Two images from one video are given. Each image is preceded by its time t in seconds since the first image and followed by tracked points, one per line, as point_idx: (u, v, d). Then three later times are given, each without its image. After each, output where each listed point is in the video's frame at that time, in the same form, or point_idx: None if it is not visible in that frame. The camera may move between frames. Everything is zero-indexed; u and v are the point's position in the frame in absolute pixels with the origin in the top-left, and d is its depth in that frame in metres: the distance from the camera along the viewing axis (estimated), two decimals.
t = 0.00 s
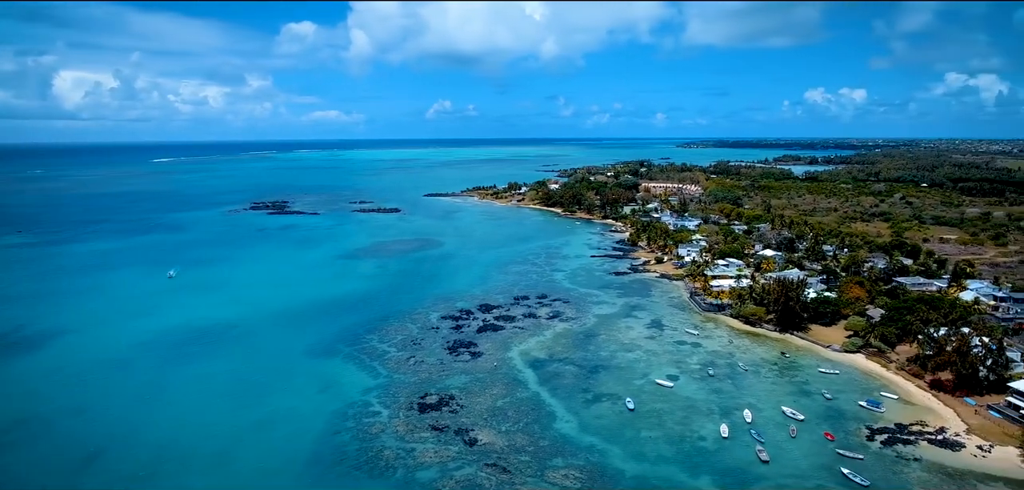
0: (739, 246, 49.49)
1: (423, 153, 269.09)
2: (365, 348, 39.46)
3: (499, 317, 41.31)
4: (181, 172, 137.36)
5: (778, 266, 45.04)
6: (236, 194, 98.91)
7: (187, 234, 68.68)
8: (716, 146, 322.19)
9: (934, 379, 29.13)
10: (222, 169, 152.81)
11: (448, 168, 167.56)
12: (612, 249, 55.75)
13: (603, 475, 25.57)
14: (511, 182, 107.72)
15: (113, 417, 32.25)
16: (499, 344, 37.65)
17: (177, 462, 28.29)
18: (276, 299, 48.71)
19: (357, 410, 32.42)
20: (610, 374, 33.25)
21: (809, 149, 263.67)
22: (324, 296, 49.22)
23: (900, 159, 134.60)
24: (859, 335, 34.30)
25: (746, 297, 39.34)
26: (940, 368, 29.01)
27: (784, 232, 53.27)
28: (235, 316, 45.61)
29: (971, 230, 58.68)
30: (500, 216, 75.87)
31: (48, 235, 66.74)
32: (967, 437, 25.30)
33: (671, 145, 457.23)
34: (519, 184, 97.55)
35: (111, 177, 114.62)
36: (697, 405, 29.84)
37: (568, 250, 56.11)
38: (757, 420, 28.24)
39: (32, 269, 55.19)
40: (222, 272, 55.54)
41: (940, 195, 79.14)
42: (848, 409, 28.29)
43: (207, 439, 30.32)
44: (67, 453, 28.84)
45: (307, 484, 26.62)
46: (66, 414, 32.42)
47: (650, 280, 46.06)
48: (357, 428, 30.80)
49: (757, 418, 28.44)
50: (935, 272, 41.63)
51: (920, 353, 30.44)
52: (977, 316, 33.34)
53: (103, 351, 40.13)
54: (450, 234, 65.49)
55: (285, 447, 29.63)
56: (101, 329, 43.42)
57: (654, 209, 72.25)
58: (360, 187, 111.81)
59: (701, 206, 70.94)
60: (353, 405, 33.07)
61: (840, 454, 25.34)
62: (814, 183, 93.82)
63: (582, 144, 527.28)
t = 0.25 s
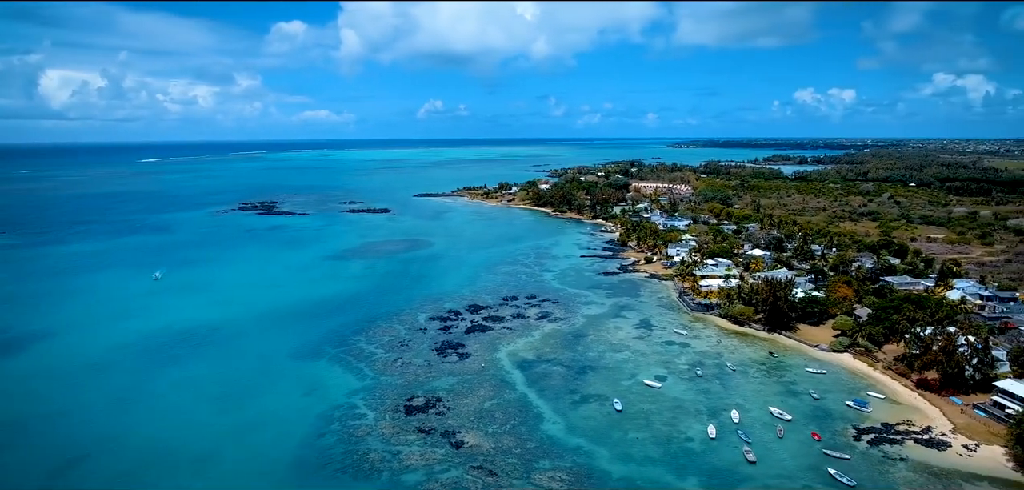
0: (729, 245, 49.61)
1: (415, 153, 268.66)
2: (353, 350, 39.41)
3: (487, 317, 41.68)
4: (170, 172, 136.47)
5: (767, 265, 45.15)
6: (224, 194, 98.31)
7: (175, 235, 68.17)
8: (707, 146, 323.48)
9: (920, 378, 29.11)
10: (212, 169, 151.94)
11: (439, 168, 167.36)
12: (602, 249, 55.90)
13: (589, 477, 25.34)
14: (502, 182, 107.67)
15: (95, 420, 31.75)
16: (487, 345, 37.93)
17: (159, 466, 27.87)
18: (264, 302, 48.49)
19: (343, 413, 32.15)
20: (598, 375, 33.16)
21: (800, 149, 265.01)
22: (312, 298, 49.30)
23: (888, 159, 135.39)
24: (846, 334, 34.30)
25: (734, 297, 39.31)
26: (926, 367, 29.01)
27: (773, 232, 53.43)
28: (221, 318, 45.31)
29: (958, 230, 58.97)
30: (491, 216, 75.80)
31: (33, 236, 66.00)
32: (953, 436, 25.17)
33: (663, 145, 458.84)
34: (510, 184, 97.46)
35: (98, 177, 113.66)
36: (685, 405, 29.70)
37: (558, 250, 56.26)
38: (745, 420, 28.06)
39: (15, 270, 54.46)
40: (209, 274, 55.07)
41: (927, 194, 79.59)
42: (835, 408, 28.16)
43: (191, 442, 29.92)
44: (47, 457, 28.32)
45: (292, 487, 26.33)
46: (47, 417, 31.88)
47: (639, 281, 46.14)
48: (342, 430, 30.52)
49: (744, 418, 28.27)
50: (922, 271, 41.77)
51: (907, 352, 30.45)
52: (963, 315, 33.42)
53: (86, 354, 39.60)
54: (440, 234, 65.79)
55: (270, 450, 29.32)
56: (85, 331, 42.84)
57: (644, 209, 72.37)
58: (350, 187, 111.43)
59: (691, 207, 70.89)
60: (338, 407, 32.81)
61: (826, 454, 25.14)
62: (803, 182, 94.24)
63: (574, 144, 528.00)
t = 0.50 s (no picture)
0: (719, 246, 49.73)
1: (407, 153, 268.38)
2: (341, 352, 39.24)
3: (476, 318, 41.95)
4: (160, 172, 135.65)
5: (757, 265, 45.24)
6: (214, 194, 97.80)
7: (164, 236, 67.73)
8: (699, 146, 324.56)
9: (909, 378, 29.08)
10: (203, 169, 151.40)
11: (431, 168, 167.32)
12: (593, 249, 56.22)
13: (577, 479, 25.15)
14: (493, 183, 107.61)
15: (79, 423, 31.25)
16: (476, 346, 38.09)
17: (144, 470, 27.46)
18: (252, 303, 48.17)
19: (330, 416, 31.86)
20: (587, 376, 33.11)
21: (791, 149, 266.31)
22: (301, 299, 49.21)
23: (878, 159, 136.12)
24: (835, 334, 34.28)
25: (724, 297, 39.31)
26: (914, 367, 28.99)
27: (763, 232, 53.58)
28: (208, 320, 44.92)
29: (946, 229, 59.21)
30: (482, 217, 75.80)
31: (19, 236, 65.36)
32: (940, 436, 24.98)
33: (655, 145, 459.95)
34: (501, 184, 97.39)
35: (87, 177, 112.82)
36: (674, 406, 29.58)
37: (549, 251, 56.57)
38: (733, 421, 27.88)
39: None
40: (197, 275, 54.64)
41: (916, 194, 80.00)
42: (823, 409, 27.98)
43: (176, 445, 29.48)
44: (30, 461, 27.82)
45: None
46: (30, 420, 31.34)
47: (629, 281, 46.27)
48: (329, 434, 30.22)
49: (733, 419, 28.10)
50: (911, 271, 41.88)
51: (895, 352, 30.41)
52: (951, 314, 33.43)
53: (71, 356, 39.06)
54: (430, 235, 66.29)
55: (256, 453, 28.99)
56: (70, 333, 42.26)
57: (635, 209, 72.53)
58: (341, 188, 111.12)
59: (681, 206, 71.18)
60: (325, 410, 32.54)
61: (814, 455, 24.91)
62: (794, 182, 94.52)
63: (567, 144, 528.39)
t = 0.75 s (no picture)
0: (708, 246, 49.96)
1: (399, 153, 268.28)
2: (328, 354, 38.94)
3: (465, 320, 42.20)
4: (147, 172, 134.62)
5: (745, 265, 45.42)
6: (202, 195, 97.22)
7: (150, 237, 67.09)
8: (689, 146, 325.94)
9: (896, 377, 29.03)
10: (192, 170, 150.82)
11: (423, 168, 167.32)
12: (582, 249, 56.95)
13: (564, 482, 24.90)
14: (483, 183, 107.64)
15: (59, 428, 30.61)
16: (464, 347, 38.12)
17: (125, 476, 26.89)
18: (239, 306, 47.73)
19: (315, 419, 31.51)
20: (575, 377, 32.99)
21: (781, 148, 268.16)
22: (288, 300, 48.87)
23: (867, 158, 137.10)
24: (823, 334, 34.27)
25: (712, 297, 39.33)
26: (901, 367, 28.95)
27: (752, 231, 53.80)
28: (193, 322, 44.43)
29: (933, 229, 59.53)
30: (472, 218, 75.87)
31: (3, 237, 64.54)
32: (926, 436, 24.75)
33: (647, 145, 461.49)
34: (491, 185, 97.44)
35: (73, 178, 111.85)
36: (661, 407, 29.43)
37: (538, 251, 57.48)
38: (721, 422, 27.65)
39: None
40: (183, 277, 54.02)
41: (904, 194, 80.51)
42: (810, 409, 27.80)
43: (159, 450, 28.94)
44: (7, 467, 27.18)
45: None
46: (7, 425, 30.65)
47: (619, 281, 46.58)
48: (314, 437, 29.85)
49: (720, 420, 27.87)
50: (898, 270, 42.03)
51: (882, 351, 30.38)
52: (937, 314, 33.52)
53: (52, 359, 38.37)
54: (419, 236, 67.60)
55: (240, 457, 28.56)
56: (52, 337, 41.53)
57: (624, 209, 72.75)
58: (330, 188, 110.79)
59: (671, 206, 71.35)
60: (311, 413, 32.19)
61: (801, 455, 24.55)
62: (783, 182, 94.93)
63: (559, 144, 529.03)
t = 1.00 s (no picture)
0: (695, 245, 50.16)
1: (388, 153, 267.50)
2: (313, 356, 38.53)
3: (452, 321, 42.25)
4: (132, 172, 133.24)
5: (733, 265, 45.57)
6: (189, 195, 96.38)
7: (134, 238, 66.27)
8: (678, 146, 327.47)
9: (881, 377, 29.08)
10: (179, 170, 149.53)
11: (409, 167, 167.09)
12: (570, 249, 57.57)
13: (549, 484, 24.62)
14: (472, 183, 107.53)
15: (35, 432, 29.86)
16: (451, 349, 37.97)
17: (103, 481, 26.26)
18: (223, 308, 47.13)
19: (299, 422, 31.08)
20: (562, 379, 32.83)
21: (769, 148, 270.25)
22: (273, 302, 48.39)
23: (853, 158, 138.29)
24: (809, 333, 34.31)
25: (700, 298, 39.36)
26: (886, 366, 28.98)
27: (740, 231, 53.97)
28: (176, 325, 43.73)
29: (918, 228, 60.00)
30: (460, 219, 75.85)
31: None
32: (912, 435, 24.62)
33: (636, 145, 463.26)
34: (480, 185, 97.35)
35: (57, 178, 110.51)
36: (648, 408, 29.23)
37: (526, 251, 58.13)
38: (707, 422, 27.39)
39: None
40: (167, 279, 53.27)
41: (889, 193, 81.14)
42: (797, 409, 27.62)
43: (138, 456, 28.25)
44: None
45: None
46: None
47: (606, 281, 46.87)
48: (297, 441, 29.41)
49: (707, 420, 27.63)
50: (883, 269, 42.26)
51: (867, 351, 30.45)
52: (922, 313, 33.63)
53: (30, 362, 37.55)
54: (407, 236, 67.84)
55: (222, 462, 28.04)
56: (30, 339, 40.66)
57: (612, 209, 72.93)
58: (318, 188, 110.21)
59: (659, 206, 71.46)
60: (294, 416, 31.75)
61: (787, 456, 24.30)
62: (770, 181, 95.41)
63: (549, 144, 529.76)
